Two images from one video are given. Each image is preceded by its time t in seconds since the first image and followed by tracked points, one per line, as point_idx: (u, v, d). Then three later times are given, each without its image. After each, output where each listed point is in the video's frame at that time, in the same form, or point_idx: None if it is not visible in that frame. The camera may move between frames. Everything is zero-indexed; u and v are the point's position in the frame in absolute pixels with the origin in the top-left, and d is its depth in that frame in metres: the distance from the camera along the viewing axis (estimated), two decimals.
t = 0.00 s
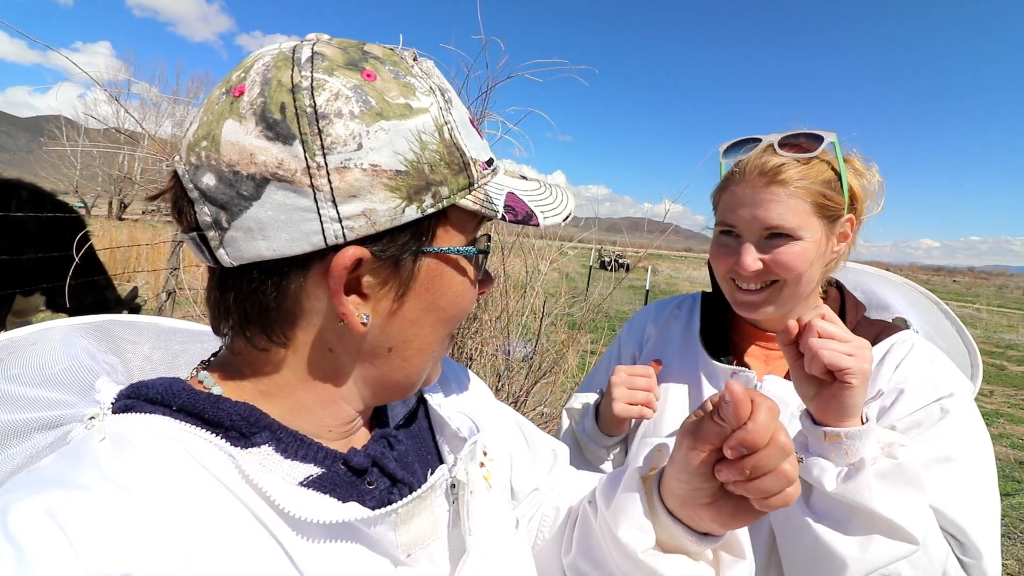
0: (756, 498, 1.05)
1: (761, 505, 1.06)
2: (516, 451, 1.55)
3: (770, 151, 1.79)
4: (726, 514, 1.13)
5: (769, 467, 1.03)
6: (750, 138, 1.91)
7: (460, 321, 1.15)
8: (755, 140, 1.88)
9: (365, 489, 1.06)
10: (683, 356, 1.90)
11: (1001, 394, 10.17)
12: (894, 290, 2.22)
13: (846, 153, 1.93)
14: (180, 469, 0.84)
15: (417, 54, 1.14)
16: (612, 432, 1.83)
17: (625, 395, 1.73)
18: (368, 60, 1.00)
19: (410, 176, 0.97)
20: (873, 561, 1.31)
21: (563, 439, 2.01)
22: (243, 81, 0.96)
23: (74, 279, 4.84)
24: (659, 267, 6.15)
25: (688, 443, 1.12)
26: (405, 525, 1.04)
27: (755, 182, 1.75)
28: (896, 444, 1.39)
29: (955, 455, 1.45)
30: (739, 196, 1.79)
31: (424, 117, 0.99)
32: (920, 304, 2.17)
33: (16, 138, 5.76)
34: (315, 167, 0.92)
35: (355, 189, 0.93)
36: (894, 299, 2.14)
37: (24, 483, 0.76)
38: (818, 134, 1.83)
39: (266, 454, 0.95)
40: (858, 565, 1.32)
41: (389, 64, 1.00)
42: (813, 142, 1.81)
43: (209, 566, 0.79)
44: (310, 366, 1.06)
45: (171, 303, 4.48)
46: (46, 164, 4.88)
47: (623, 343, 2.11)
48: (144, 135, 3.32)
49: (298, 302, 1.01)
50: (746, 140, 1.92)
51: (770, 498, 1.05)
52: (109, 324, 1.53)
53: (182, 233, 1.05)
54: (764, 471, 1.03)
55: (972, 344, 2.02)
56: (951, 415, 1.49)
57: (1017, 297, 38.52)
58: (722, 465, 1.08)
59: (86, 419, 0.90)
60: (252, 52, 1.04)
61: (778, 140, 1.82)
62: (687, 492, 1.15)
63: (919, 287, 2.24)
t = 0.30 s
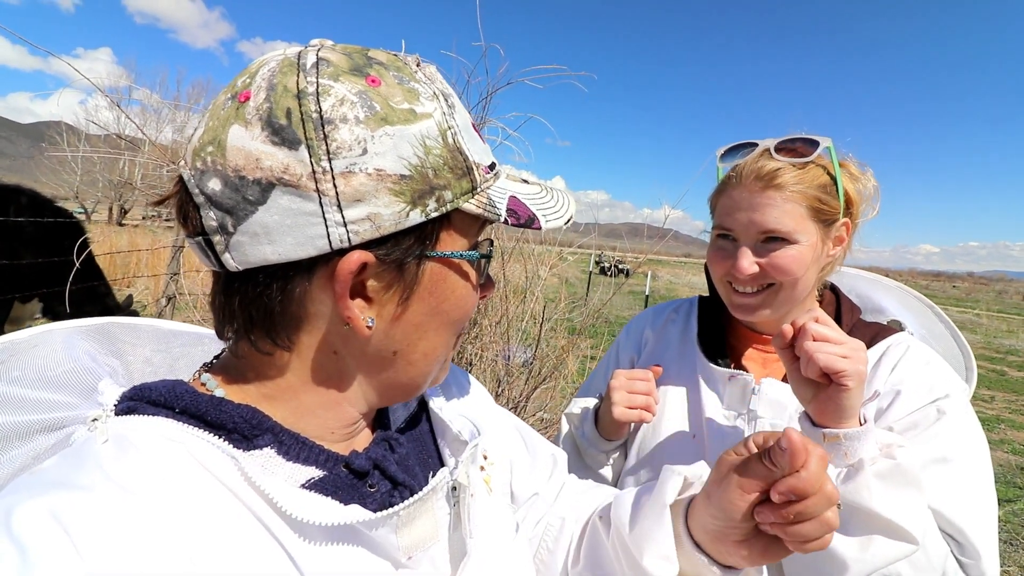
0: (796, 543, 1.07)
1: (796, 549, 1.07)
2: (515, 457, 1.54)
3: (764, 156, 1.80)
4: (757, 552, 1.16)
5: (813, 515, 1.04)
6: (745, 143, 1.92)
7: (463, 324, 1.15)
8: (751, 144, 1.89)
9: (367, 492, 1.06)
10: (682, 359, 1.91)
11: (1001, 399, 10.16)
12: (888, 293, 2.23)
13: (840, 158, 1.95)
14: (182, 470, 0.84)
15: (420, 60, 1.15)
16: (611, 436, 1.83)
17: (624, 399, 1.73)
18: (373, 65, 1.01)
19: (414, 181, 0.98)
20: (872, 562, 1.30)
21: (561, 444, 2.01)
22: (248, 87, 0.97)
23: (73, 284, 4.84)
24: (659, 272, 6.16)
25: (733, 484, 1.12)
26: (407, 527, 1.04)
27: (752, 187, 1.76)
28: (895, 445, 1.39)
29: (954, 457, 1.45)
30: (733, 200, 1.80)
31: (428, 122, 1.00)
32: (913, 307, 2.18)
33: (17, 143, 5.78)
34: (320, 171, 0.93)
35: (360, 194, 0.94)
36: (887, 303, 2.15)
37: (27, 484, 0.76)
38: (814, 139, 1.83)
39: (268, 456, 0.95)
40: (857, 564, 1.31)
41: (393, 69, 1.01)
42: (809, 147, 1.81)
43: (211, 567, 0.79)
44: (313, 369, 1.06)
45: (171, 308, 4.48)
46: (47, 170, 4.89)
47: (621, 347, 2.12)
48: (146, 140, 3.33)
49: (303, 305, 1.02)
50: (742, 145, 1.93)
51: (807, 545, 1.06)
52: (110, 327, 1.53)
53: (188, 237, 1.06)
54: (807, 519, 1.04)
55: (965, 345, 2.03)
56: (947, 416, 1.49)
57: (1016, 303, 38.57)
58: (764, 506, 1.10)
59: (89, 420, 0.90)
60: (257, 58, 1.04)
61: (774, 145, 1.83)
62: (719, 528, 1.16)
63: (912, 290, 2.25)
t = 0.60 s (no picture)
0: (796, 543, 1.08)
1: (796, 549, 1.09)
2: (516, 457, 1.53)
3: (766, 157, 1.80)
4: (758, 553, 1.15)
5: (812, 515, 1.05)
6: (746, 143, 1.92)
7: (466, 325, 1.15)
8: (753, 144, 1.89)
9: (368, 491, 1.06)
10: (681, 360, 1.90)
11: (1004, 401, 10.13)
12: (886, 292, 2.23)
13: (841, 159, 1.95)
14: (184, 469, 0.84)
15: (424, 59, 1.15)
16: (610, 436, 1.84)
17: (622, 399, 1.76)
18: (377, 64, 1.01)
19: (418, 182, 0.98)
20: (871, 526, 1.27)
21: (559, 444, 2.01)
22: (251, 87, 0.97)
23: (75, 281, 4.84)
24: (661, 273, 6.15)
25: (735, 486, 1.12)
26: (408, 526, 1.04)
27: (756, 189, 1.76)
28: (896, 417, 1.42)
29: (954, 444, 1.39)
30: (735, 201, 1.80)
31: (432, 122, 1.00)
32: (911, 305, 2.18)
33: (21, 140, 5.79)
34: (324, 173, 0.93)
35: (364, 195, 0.94)
36: (885, 301, 2.14)
37: (29, 483, 0.76)
38: (817, 139, 1.82)
39: (270, 455, 0.95)
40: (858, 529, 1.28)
41: (397, 69, 1.01)
42: (811, 148, 1.82)
43: (213, 567, 0.79)
44: (315, 370, 1.06)
45: (172, 305, 4.48)
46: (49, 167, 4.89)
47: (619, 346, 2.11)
48: (148, 138, 3.34)
49: (306, 306, 1.02)
50: (744, 145, 1.93)
51: (807, 542, 1.07)
52: (111, 325, 1.53)
53: (189, 237, 1.06)
54: (807, 519, 1.05)
55: (963, 343, 2.03)
56: (939, 407, 1.44)
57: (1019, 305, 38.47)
58: (764, 508, 1.10)
59: (91, 419, 0.90)
60: (260, 57, 1.04)
61: (777, 145, 1.83)
62: (720, 529, 1.15)
63: (910, 290, 2.26)
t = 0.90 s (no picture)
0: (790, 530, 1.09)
1: (790, 536, 1.09)
2: (518, 457, 1.53)
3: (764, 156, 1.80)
4: (754, 543, 1.16)
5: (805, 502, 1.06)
6: (743, 141, 1.92)
7: (464, 323, 1.15)
8: (750, 142, 1.89)
9: (367, 491, 1.06)
10: (679, 357, 1.90)
11: (1005, 397, 10.13)
12: (883, 286, 2.23)
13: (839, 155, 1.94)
14: (182, 469, 0.84)
15: (418, 57, 1.14)
16: (609, 434, 1.84)
17: (621, 397, 1.76)
18: (370, 64, 1.01)
19: (413, 181, 0.98)
20: (852, 462, 1.30)
21: (559, 442, 2.01)
22: (245, 87, 0.96)
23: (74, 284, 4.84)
24: (660, 271, 6.15)
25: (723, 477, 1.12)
26: (407, 526, 1.05)
27: (753, 187, 1.76)
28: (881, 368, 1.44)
29: (950, 419, 1.40)
30: (732, 199, 1.80)
31: (426, 121, 1.00)
32: (908, 299, 2.18)
33: (18, 142, 5.78)
34: (318, 173, 0.93)
35: (359, 195, 0.94)
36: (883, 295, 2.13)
37: (27, 485, 0.76)
38: (815, 136, 1.82)
39: (269, 455, 0.95)
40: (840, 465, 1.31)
41: (390, 68, 1.00)
42: (809, 145, 1.82)
43: (211, 567, 0.79)
44: (314, 371, 1.06)
45: (171, 307, 4.48)
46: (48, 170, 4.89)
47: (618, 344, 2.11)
48: (146, 140, 3.34)
49: (303, 307, 1.02)
50: (741, 142, 1.93)
51: (799, 529, 1.08)
52: (110, 327, 1.53)
53: (185, 239, 1.06)
54: (800, 505, 1.05)
55: (960, 336, 2.03)
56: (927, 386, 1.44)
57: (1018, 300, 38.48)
58: (756, 496, 1.10)
59: (90, 420, 0.90)
60: (254, 57, 1.04)
61: (775, 142, 1.83)
62: (715, 521, 1.16)
63: (906, 284, 2.26)
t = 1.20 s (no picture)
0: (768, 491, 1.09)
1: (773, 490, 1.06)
2: (517, 454, 1.55)
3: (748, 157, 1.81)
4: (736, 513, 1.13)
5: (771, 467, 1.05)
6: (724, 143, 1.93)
7: (463, 320, 1.15)
8: (733, 143, 1.90)
9: (369, 488, 1.06)
10: (670, 357, 1.90)
11: (996, 394, 10.22)
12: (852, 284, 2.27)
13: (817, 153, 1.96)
14: (183, 469, 0.84)
15: (412, 54, 1.14)
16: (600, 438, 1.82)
17: (616, 402, 1.67)
18: (363, 61, 1.00)
19: (408, 179, 0.97)
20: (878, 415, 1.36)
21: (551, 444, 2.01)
22: (237, 88, 0.96)
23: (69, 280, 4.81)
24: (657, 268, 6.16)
25: (683, 453, 1.11)
26: (409, 523, 1.05)
27: (740, 188, 1.76)
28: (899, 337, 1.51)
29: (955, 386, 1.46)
30: (719, 202, 1.80)
31: (421, 118, 0.99)
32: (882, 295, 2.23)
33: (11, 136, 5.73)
34: (313, 172, 0.92)
35: (354, 193, 0.93)
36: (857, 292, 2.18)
37: (27, 483, 0.75)
38: (795, 135, 1.84)
39: (270, 453, 0.95)
40: (864, 418, 1.37)
41: (384, 65, 1.00)
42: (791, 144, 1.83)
43: (212, 566, 0.79)
44: (312, 370, 1.06)
45: (168, 304, 4.46)
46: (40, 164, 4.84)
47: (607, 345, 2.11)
48: (139, 135, 3.32)
49: (301, 307, 1.01)
50: (722, 144, 1.93)
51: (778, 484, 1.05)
52: (109, 324, 1.52)
53: (182, 240, 1.05)
54: (770, 459, 1.03)
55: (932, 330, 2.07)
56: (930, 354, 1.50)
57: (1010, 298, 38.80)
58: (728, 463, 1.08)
59: (89, 420, 0.89)
60: (247, 57, 1.03)
61: (757, 143, 1.84)
62: (692, 496, 1.14)
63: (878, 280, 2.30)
